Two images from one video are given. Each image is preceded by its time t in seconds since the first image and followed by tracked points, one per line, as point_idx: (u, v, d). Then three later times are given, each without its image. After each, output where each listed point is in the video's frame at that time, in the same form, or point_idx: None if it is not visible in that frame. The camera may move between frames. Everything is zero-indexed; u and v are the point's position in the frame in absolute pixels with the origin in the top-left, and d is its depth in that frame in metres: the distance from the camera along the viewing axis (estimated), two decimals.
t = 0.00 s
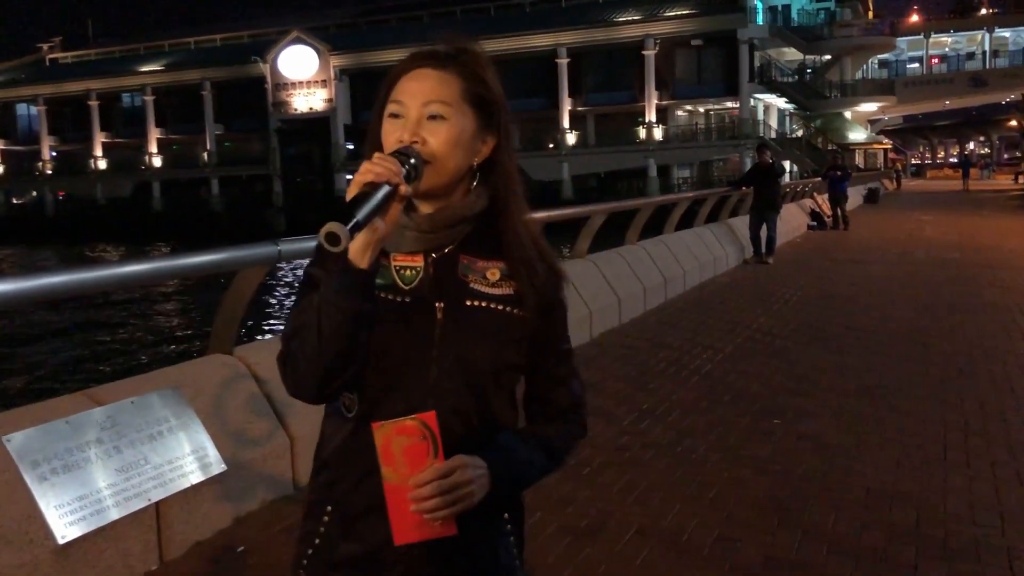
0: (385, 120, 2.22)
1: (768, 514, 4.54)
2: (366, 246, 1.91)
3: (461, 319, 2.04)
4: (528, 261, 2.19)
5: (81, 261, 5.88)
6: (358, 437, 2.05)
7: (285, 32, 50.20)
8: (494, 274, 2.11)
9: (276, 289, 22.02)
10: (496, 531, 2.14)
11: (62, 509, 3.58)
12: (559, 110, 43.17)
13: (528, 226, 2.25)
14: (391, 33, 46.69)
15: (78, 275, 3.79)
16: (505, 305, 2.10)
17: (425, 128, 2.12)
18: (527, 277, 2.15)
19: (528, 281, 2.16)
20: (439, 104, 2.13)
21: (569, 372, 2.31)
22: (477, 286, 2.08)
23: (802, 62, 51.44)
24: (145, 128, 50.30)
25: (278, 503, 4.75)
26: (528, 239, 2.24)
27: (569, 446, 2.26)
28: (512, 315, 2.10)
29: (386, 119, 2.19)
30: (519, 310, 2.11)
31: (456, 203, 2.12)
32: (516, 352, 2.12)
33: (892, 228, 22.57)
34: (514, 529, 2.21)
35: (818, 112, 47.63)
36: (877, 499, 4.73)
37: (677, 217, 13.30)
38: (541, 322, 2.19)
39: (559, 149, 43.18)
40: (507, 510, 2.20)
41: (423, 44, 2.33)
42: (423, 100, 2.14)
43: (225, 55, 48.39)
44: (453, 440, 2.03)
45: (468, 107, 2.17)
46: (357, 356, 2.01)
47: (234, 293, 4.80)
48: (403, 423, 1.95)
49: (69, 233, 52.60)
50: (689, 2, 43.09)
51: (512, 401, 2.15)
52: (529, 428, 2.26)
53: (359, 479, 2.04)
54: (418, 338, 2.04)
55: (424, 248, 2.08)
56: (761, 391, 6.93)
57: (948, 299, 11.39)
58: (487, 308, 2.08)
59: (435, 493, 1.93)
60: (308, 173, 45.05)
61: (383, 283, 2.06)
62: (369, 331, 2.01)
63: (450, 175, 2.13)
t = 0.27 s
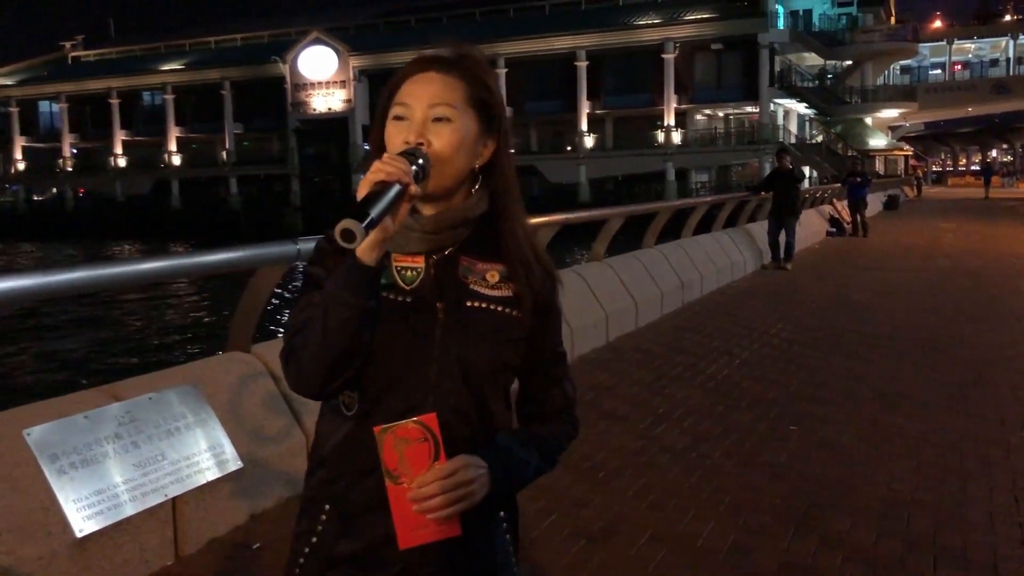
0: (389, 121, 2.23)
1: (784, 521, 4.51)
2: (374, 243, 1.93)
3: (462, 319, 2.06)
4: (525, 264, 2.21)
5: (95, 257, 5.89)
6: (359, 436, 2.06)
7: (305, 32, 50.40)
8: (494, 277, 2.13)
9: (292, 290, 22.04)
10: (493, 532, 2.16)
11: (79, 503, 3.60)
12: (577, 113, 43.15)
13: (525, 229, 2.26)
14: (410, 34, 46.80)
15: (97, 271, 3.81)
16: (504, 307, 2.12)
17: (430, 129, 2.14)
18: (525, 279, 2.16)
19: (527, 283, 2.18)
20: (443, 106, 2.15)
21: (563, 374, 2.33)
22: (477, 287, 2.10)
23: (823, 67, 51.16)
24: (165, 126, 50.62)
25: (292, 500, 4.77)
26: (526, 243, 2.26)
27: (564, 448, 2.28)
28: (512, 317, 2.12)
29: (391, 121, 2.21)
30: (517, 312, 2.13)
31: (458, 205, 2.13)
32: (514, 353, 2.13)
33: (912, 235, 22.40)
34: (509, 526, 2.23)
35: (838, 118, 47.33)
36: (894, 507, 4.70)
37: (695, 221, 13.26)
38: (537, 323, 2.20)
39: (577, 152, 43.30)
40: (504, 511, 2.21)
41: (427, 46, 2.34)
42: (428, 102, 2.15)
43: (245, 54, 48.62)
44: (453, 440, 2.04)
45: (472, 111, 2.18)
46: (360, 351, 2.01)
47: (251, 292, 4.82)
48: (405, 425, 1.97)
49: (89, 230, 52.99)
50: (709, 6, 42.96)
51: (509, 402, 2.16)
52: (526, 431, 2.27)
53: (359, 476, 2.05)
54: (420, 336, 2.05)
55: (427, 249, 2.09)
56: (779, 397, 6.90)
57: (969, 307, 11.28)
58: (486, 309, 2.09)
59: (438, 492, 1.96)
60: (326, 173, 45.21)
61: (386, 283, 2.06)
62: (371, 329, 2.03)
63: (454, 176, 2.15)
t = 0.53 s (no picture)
0: (395, 125, 2.24)
1: (802, 527, 4.49)
2: (382, 240, 1.93)
3: (467, 320, 2.06)
4: (528, 267, 2.22)
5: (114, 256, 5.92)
6: (368, 434, 2.05)
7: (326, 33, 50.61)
8: (500, 279, 2.14)
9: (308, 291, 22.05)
10: (498, 533, 2.16)
11: (100, 499, 3.64)
12: (596, 116, 43.09)
13: (529, 232, 2.27)
14: (431, 36, 46.89)
15: (119, 269, 3.84)
16: (508, 308, 2.12)
17: (436, 132, 2.15)
18: (530, 282, 2.16)
19: (531, 285, 2.19)
20: (448, 108, 2.16)
21: (565, 374, 2.34)
22: (485, 289, 2.10)
23: (845, 72, 50.80)
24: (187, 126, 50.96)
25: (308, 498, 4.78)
26: (531, 246, 2.26)
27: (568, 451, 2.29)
28: (516, 318, 2.13)
29: (397, 123, 2.21)
30: (522, 312, 2.13)
31: (465, 208, 2.14)
32: (520, 355, 2.14)
33: (933, 243, 22.22)
34: (513, 527, 2.23)
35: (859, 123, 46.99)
36: (915, 515, 4.66)
37: (714, 225, 13.20)
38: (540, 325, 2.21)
39: (596, 154, 43.22)
40: (508, 510, 2.21)
41: (432, 52, 2.36)
42: (434, 104, 2.16)
43: (266, 55, 48.86)
44: (461, 440, 2.05)
45: (475, 113, 2.20)
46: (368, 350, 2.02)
47: (272, 291, 4.84)
48: (415, 424, 1.99)
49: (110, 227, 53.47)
50: (731, 10, 42.80)
51: (511, 403, 2.17)
52: (532, 432, 2.28)
53: (368, 475, 2.05)
54: (426, 337, 2.05)
55: (434, 251, 2.09)
56: (797, 403, 6.86)
57: (991, 315, 11.17)
58: (492, 310, 2.10)
59: (445, 491, 1.97)
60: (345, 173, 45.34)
61: (394, 284, 2.07)
62: (378, 329, 2.04)
63: (459, 178, 2.15)
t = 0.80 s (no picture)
0: (402, 126, 2.25)
1: (818, 533, 4.47)
2: (384, 237, 1.95)
3: (472, 319, 2.06)
4: (534, 267, 2.22)
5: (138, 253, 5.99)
6: (371, 431, 2.06)
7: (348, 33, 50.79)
8: (506, 280, 2.13)
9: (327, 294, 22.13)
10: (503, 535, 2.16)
11: (119, 493, 3.68)
12: (616, 119, 43.00)
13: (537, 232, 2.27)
14: (452, 37, 46.97)
15: (141, 266, 3.88)
16: (513, 308, 2.12)
17: (441, 133, 2.15)
18: (535, 283, 2.16)
19: (538, 286, 2.18)
20: (453, 110, 2.16)
21: (572, 375, 2.33)
22: (490, 290, 2.10)
23: (868, 76, 50.46)
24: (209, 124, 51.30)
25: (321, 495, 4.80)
26: (538, 247, 2.26)
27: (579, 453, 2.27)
28: (521, 318, 2.13)
29: (404, 126, 2.22)
30: (526, 313, 2.13)
31: (473, 208, 2.15)
32: (525, 355, 2.14)
33: (956, 249, 22.03)
34: (519, 527, 2.23)
35: (882, 128, 46.62)
36: (933, 522, 4.63)
37: (734, 229, 13.15)
38: (545, 326, 2.21)
39: (616, 156, 43.11)
40: (513, 509, 2.21)
41: (442, 54, 2.36)
42: (441, 105, 2.17)
43: (288, 55, 49.09)
44: (467, 439, 2.05)
45: (481, 114, 2.20)
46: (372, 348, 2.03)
47: (290, 290, 4.87)
48: (419, 419, 2.00)
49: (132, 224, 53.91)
50: (753, 13, 42.62)
51: (518, 401, 2.17)
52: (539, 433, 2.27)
53: (372, 472, 2.06)
54: (430, 337, 2.06)
55: (439, 253, 2.10)
56: (815, 408, 6.82)
57: (1013, 323, 11.06)
58: (496, 310, 2.10)
59: (447, 488, 1.98)
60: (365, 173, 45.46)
61: (398, 283, 2.08)
62: (381, 327, 2.05)
63: (465, 177, 2.15)
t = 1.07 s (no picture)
0: (408, 126, 2.25)
1: (834, 540, 4.43)
2: (384, 231, 1.97)
3: (478, 319, 2.06)
4: (545, 263, 2.20)
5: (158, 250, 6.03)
6: (374, 430, 2.08)
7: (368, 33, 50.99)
8: (513, 278, 2.12)
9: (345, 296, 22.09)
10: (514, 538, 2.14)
11: (135, 488, 3.70)
12: (635, 121, 42.93)
13: (547, 228, 2.24)
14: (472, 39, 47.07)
15: (160, 262, 3.89)
16: (523, 308, 2.11)
17: (445, 131, 2.15)
18: (542, 281, 2.14)
19: (548, 284, 2.17)
20: (458, 107, 2.15)
21: (585, 373, 2.30)
22: (496, 288, 2.09)
23: (889, 81, 50.14)
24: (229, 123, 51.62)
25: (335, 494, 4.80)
26: (547, 244, 2.24)
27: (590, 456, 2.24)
28: (527, 317, 2.11)
29: (410, 125, 2.22)
30: (531, 312, 2.12)
31: (479, 205, 2.14)
32: (531, 354, 2.13)
33: (977, 256, 21.86)
34: (525, 529, 2.21)
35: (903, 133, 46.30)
36: (951, 531, 4.58)
37: (753, 233, 13.09)
38: (552, 326, 2.19)
39: (635, 159, 43.03)
40: (519, 510, 2.20)
41: (451, 53, 2.35)
42: (445, 103, 2.17)
43: (308, 55, 49.32)
44: (472, 440, 2.04)
45: (487, 112, 2.19)
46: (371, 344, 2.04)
47: (306, 289, 4.87)
48: (419, 418, 2.00)
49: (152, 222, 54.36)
50: (774, 17, 42.47)
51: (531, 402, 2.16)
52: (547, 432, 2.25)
53: (379, 471, 2.07)
54: (435, 335, 2.07)
55: (445, 251, 2.10)
56: (832, 414, 6.77)
57: None
58: (502, 309, 2.09)
59: (447, 487, 1.98)
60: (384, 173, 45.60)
61: (401, 280, 2.09)
62: (380, 325, 2.06)
63: (470, 176, 2.15)
